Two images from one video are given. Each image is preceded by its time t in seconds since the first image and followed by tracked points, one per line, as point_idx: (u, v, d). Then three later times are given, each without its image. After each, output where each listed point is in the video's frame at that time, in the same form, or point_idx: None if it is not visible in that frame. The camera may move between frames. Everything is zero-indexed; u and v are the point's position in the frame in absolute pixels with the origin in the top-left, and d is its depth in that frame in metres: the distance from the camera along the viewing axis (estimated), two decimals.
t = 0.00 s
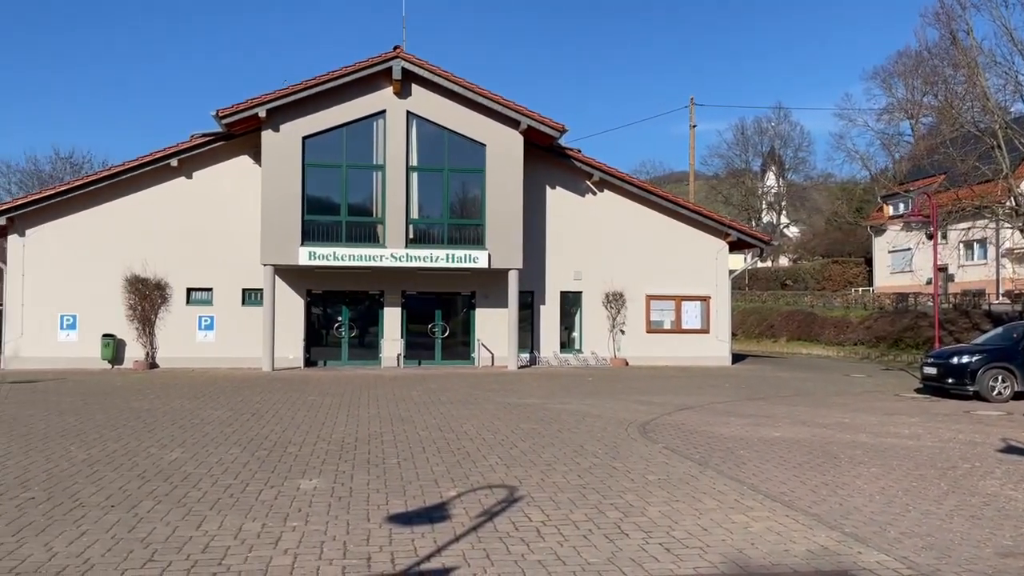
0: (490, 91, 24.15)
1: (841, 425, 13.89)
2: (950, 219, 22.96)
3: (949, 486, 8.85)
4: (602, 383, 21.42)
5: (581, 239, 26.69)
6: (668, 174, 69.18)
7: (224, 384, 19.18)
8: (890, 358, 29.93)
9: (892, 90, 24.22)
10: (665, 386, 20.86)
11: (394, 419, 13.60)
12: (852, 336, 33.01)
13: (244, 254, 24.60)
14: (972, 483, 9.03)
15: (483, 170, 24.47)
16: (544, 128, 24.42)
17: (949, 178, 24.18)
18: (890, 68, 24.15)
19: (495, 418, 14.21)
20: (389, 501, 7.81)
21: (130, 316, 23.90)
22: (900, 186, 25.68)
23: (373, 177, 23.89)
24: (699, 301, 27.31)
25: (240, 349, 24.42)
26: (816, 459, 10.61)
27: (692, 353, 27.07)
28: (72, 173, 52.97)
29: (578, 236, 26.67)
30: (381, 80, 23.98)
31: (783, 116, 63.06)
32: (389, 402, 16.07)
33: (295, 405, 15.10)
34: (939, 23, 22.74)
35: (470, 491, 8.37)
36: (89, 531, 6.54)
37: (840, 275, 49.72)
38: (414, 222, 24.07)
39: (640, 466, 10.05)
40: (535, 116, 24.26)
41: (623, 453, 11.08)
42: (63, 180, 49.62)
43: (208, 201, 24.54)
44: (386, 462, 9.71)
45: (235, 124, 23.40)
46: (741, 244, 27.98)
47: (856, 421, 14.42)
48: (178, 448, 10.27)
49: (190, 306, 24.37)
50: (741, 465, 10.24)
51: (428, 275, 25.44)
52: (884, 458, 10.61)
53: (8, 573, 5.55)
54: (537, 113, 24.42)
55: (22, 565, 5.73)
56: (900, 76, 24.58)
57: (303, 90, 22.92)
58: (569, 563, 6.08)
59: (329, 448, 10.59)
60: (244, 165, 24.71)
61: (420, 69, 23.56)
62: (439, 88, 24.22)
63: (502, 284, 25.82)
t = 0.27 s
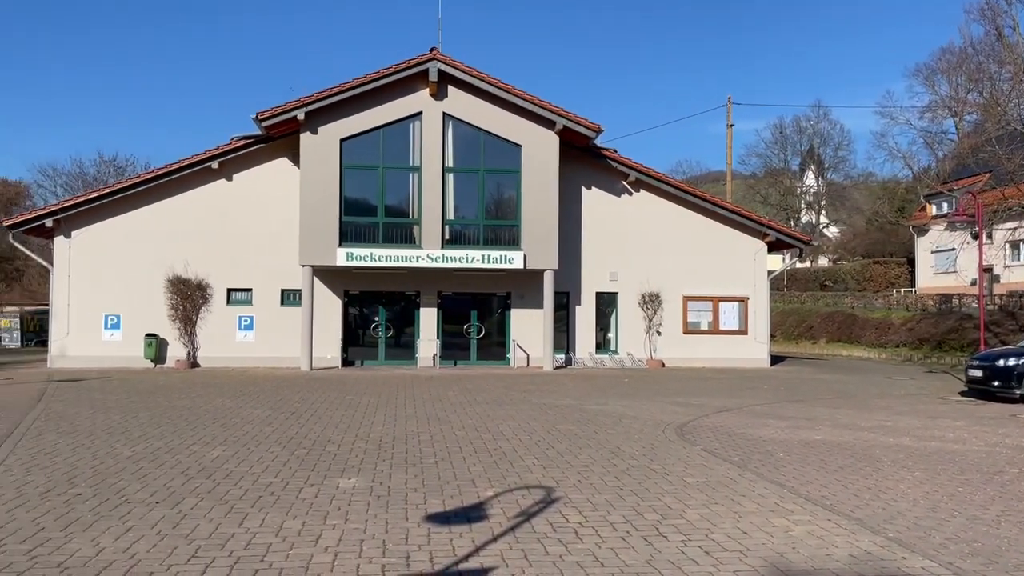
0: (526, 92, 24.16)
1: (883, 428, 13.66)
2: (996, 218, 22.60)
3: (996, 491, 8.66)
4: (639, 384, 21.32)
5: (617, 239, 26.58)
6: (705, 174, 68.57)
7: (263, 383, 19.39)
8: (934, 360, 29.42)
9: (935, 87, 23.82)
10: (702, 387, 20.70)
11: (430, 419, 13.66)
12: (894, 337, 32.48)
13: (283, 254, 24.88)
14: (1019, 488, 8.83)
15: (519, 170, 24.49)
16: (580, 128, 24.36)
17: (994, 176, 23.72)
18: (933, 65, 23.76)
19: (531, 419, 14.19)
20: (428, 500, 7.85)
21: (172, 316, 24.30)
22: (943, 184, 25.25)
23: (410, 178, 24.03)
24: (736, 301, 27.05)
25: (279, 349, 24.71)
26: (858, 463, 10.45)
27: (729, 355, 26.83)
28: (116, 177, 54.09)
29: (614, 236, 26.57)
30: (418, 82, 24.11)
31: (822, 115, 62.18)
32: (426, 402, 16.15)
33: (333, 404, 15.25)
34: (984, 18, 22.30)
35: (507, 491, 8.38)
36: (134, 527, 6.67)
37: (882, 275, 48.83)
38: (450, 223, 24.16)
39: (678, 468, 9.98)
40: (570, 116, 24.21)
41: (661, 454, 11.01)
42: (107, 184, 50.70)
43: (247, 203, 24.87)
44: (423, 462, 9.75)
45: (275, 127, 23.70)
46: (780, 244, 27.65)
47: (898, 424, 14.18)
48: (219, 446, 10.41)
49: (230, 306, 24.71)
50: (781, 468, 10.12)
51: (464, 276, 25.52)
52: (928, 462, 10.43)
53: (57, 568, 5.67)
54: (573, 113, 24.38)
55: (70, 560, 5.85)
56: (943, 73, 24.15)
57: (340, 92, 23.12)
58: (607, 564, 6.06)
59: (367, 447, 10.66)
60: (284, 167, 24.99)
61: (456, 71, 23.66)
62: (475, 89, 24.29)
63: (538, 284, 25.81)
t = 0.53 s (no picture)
0: (565, 92, 24.13)
1: (930, 431, 13.41)
2: None
3: None
4: (679, 385, 21.18)
5: (657, 239, 26.43)
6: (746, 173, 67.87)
7: (303, 382, 19.60)
8: (982, 362, 28.80)
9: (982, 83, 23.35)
10: (744, 389, 20.50)
11: (470, 419, 13.70)
12: (940, 339, 31.85)
13: (324, 255, 25.14)
14: None
15: (557, 171, 24.46)
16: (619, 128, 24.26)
17: None
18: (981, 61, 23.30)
19: (570, 420, 14.18)
20: (468, 500, 7.87)
21: (216, 316, 24.68)
22: (991, 182, 24.73)
23: (449, 179, 24.13)
24: (778, 302, 26.68)
25: (320, 348, 24.97)
26: (904, 467, 10.27)
27: (771, 356, 26.50)
28: (160, 179, 55.09)
29: (653, 236, 26.42)
30: (457, 84, 24.21)
31: (865, 113, 61.18)
32: (465, 402, 16.21)
33: (373, 403, 15.38)
34: None
35: (547, 491, 8.38)
36: (181, 523, 6.78)
37: (927, 276, 47.91)
38: (488, 224, 24.22)
39: (719, 470, 9.89)
40: (609, 116, 24.13)
41: (702, 456, 10.92)
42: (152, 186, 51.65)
43: (289, 204, 25.17)
44: (463, 462, 9.78)
45: (316, 130, 23.95)
46: (823, 244, 27.25)
47: (946, 427, 13.90)
48: (262, 444, 10.55)
49: (272, 306, 25.04)
50: (825, 471, 9.98)
51: (502, 277, 25.56)
52: (977, 466, 10.20)
53: (107, 562, 5.80)
54: (612, 113, 24.29)
55: (120, 554, 5.98)
56: (992, 69, 23.68)
57: (380, 94, 23.30)
58: (648, 566, 6.03)
59: (408, 446, 10.72)
60: (325, 169, 25.25)
61: (495, 72, 23.71)
62: (514, 90, 24.31)
63: (576, 285, 25.75)
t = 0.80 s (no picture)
0: (606, 92, 24.04)
1: (982, 435, 13.11)
2: None
3: None
4: (722, 386, 20.98)
5: (699, 239, 26.22)
6: (790, 172, 67.00)
7: (346, 381, 19.79)
8: None
9: None
10: (788, 391, 20.26)
11: (511, 419, 13.72)
12: (992, 340, 31.05)
13: (366, 256, 25.37)
14: None
15: (598, 170, 24.37)
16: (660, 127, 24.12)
17: None
18: None
19: (613, 420, 14.13)
20: (509, 499, 7.89)
21: (261, 316, 25.05)
22: None
23: (490, 180, 24.19)
24: (824, 303, 26.27)
25: (363, 348, 25.20)
26: (954, 470, 10.05)
27: (816, 357, 26.12)
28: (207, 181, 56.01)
29: (695, 235, 26.21)
30: (498, 84, 24.26)
31: (913, 109, 60.01)
32: (506, 401, 16.23)
33: (415, 403, 15.49)
34: None
35: (589, 492, 8.37)
36: (229, 519, 6.90)
37: (978, 276, 46.06)
38: (528, 224, 24.22)
39: (764, 472, 9.79)
40: (651, 115, 23.98)
41: (747, 458, 10.81)
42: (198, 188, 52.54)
43: (333, 206, 25.45)
44: (505, 462, 9.81)
45: (358, 132, 24.18)
46: (870, 243, 26.78)
47: (999, 431, 13.57)
48: (307, 442, 10.69)
49: (316, 306, 25.34)
50: (873, 474, 9.82)
51: (543, 277, 25.55)
52: None
53: (158, 557, 5.92)
54: (653, 112, 24.14)
55: (171, 549, 6.10)
56: None
57: (422, 96, 23.45)
58: (692, 568, 5.99)
59: (450, 445, 10.77)
60: (367, 170, 25.47)
61: (535, 72, 23.72)
62: (555, 90, 24.30)
63: (618, 285, 25.64)
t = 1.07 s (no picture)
0: (648, 90, 23.86)
1: None
2: None
3: None
4: (768, 388, 20.71)
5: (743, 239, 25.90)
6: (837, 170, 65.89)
7: (388, 381, 19.92)
8: None
9: None
10: (835, 393, 19.92)
11: (553, 419, 13.68)
12: None
13: (408, 256, 25.52)
14: None
15: (640, 170, 24.20)
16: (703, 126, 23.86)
17: None
18: None
19: (656, 422, 14.01)
20: (552, 500, 7.86)
21: (305, 316, 25.34)
22: None
23: (531, 180, 24.17)
24: (873, 304, 25.74)
25: (405, 348, 25.36)
26: (1009, 476, 9.77)
27: (864, 359, 25.60)
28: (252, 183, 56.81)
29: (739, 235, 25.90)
30: (540, 84, 24.22)
31: (965, 105, 58.64)
32: (548, 402, 16.18)
33: (457, 403, 15.53)
34: None
35: (633, 494, 8.29)
36: (276, 517, 6.98)
37: None
38: (570, 224, 24.14)
39: (811, 476, 9.62)
40: (693, 114, 23.73)
41: (793, 461, 10.64)
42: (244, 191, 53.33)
43: (375, 207, 25.65)
44: (547, 463, 9.78)
45: (400, 133, 24.32)
46: (920, 242, 26.18)
47: None
48: (351, 441, 10.77)
49: (359, 306, 25.56)
50: (924, 479, 9.59)
51: (585, 277, 25.45)
52: None
53: (208, 553, 6.00)
54: (696, 111, 23.91)
55: (220, 545, 6.19)
56: None
57: (463, 97, 23.50)
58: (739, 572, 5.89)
59: (492, 445, 10.77)
60: (409, 171, 25.62)
61: (577, 72, 23.64)
62: (596, 89, 24.19)
63: (660, 285, 25.44)
